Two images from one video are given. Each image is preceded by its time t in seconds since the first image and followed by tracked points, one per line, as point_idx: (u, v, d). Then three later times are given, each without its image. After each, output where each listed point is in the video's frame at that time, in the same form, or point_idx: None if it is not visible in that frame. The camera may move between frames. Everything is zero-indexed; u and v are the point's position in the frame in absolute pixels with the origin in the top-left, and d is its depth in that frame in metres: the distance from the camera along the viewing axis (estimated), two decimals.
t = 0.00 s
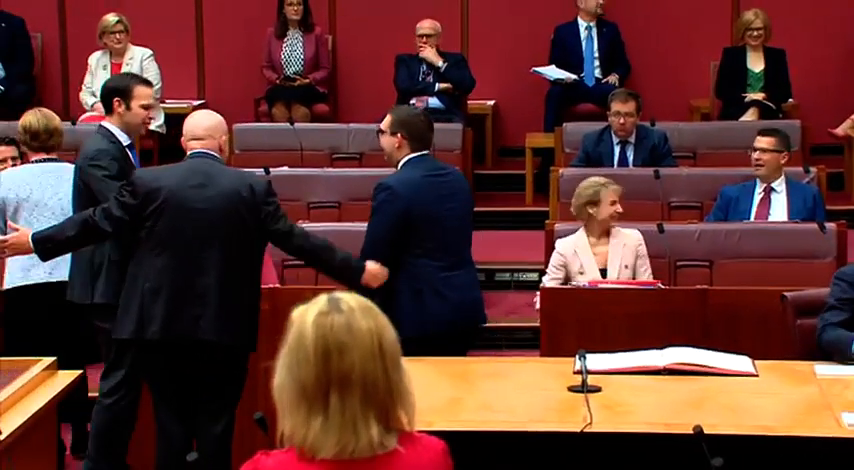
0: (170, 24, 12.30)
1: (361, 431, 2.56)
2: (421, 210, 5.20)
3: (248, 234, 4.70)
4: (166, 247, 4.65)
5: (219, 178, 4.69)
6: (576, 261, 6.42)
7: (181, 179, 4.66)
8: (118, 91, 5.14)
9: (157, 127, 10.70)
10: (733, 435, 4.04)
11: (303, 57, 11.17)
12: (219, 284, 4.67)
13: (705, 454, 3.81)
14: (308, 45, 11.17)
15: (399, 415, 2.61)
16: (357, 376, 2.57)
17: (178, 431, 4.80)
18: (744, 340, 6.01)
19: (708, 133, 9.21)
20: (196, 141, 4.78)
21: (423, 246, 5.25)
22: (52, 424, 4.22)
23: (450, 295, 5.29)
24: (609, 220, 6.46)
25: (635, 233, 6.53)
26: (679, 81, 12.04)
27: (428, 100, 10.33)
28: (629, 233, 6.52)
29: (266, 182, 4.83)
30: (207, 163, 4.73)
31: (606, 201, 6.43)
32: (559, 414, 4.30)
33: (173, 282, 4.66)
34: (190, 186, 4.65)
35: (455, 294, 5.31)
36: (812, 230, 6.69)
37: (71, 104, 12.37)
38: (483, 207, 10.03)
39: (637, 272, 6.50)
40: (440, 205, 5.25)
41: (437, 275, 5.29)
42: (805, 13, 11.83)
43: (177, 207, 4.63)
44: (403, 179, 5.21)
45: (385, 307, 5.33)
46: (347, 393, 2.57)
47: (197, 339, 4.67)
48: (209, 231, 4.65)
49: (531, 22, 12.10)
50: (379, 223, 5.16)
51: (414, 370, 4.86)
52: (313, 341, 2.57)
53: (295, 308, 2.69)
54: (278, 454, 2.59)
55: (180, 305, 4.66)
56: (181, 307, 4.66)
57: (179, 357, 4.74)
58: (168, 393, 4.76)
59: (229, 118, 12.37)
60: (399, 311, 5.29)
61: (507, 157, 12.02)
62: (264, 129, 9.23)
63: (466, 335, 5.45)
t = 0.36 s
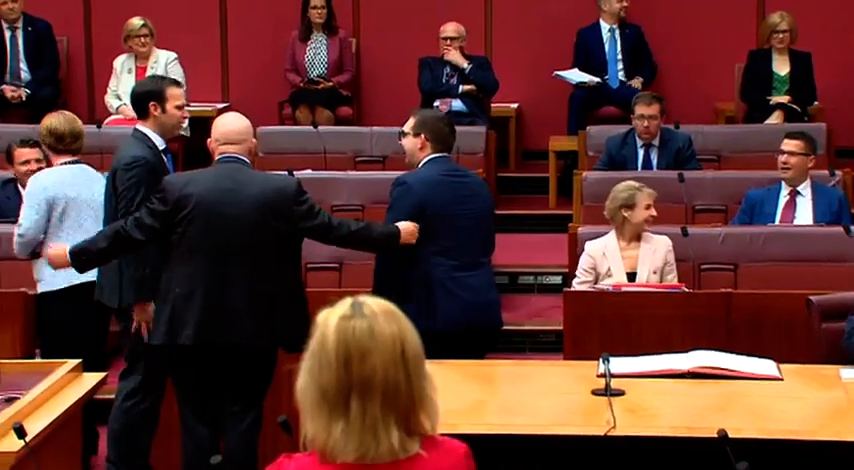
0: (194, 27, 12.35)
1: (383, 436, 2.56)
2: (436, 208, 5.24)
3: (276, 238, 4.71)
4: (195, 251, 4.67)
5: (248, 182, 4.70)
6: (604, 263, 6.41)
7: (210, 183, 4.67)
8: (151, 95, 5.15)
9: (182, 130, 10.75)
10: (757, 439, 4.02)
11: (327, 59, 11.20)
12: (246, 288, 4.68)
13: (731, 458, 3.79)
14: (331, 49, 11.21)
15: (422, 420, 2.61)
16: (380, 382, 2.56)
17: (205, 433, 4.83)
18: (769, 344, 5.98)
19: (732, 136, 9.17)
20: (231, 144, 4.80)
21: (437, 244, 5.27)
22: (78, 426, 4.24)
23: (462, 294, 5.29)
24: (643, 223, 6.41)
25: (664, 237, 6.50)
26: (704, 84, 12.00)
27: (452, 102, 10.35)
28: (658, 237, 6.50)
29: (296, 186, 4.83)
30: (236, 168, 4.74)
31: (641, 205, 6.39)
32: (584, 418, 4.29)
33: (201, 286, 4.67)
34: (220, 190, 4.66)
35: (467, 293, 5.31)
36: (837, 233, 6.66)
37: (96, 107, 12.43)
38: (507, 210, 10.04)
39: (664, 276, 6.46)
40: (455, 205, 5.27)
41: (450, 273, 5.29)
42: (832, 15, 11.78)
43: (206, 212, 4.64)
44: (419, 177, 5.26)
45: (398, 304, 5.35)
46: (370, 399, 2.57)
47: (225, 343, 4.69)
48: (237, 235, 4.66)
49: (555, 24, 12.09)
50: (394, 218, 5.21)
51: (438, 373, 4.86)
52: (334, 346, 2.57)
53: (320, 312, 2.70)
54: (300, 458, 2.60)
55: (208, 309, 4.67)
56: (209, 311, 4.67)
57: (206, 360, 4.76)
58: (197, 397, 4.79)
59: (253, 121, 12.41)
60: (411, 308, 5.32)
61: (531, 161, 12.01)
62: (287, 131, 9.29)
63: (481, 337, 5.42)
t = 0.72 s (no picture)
0: (219, 30, 12.39)
1: (406, 441, 2.57)
2: (441, 215, 5.22)
3: (301, 242, 4.72)
4: (220, 256, 4.68)
5: (274, 187, 4.72)
6: (632, 265, 6.39)
7: (235, 188, 4.69)
8: (177, 99, 5.15)
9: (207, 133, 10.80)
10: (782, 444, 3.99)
11: (351, 63, 11.22)
12: (270, 292, 4.69)
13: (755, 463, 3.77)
14: (355, 51, 11.23)
15: (444, 422, 2.62)
16: (402, 386, 2.57)
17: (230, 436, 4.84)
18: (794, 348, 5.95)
19: (757, 139, 9.14)
20: (256, 148, 4.80)
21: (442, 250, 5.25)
22: (103, 427, 4.27)
23: (468, 299, 5.27)
24: (669, 223, 6.37)
25: (691, 240, 6.49)
26: (729, 86, 11.97)
27: (476, 106, 10.35)
28: (685, 240, 6.49)
29: (322, 192, 4.84)
30: (262, 173, 4.76)
31: (667, 205, 6.35)
32: (608, 421, 4.28)
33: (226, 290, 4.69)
34: (246, 195, 4.68)
35: (473, 297, 5.28)
36: None
37: (122, 110, 12.50)
38: (532, 213, 10.03)
39: (691, 280, 6.45)
40: (459, 210, 5.25)
41: (454, 279, 5.27)
42: None
43: (232, 217, 4.66)
44: (423, 185, 5.25)
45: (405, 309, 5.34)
46: (392, 403, 2.57)
47: (249, 347, 4.70)
48: (262, 239, 4.67)
49: (579, 27, 12.08)
50: (399, 226, 5.21)
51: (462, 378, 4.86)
52: (356, 349, 2.58)
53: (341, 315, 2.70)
54: (323, 460, 2.61)
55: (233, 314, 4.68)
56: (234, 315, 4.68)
57: (230, 363, 4.78)
58: (223, 401, 4.80)
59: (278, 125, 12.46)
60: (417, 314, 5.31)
61: (555, 164, 12.00)
62: (310, 134, 9.30)
63: (486, 340, 5.40)
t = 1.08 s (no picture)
0: (244, 34, 12.44)
1: (430, 445, 2.57)
2: (439, 223, 5.09)
3: (325, 245, 4.73)
4: (245, 259, 4.70)
5: (299, 191, 4.73)
6: (659, 267, 6.38)
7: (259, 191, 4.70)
8: (202, 102, 5.12)
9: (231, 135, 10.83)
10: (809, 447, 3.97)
11: (375, 66, 11.24)
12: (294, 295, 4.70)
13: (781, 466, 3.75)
14: (380, 55, 11.24)
15: (466, 425, 2.62)
16: (426, 389, 2.57)
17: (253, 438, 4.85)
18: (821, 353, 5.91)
19: (783, 142, 9.10)
20: (283, 151, 4.84)
21: (441, 260, 5.13)
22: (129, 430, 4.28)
23: (465, 309, 5.15)
24: (698, 227, 6.36)
25: (717, 241, 6.45)
26: (755, 89, 11.92)
27: (500, 109, 10.36)
28: (712, 242, 6.45)
29: (346, 196, 4.85)
30: (288, 176, 4.77)
31: (693, 209, 6.34)
32: (632, 424, 4.27)
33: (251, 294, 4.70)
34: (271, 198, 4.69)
35: (469, 307, 5.16)
36: None
37: (147, 114, 12.55)
38: (556, 216, 10.01)
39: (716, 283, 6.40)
40: (458, 218, 5.13)
41: (451, 289, 5.15)
42: None
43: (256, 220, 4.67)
44: (422, 194, 5.10)
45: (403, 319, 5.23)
46: (415, 407, 2.57)
47: (273, 350, 4.71)
48: (287, 242, 4.68)
49: (604, 30, 12.05)
50: (397, 235, 5.06)
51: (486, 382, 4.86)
52: (378, 352, 2.58)
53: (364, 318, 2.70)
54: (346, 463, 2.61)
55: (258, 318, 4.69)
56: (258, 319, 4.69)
57: (254, 366, 4.79)
58: (247, 403, 4.82)
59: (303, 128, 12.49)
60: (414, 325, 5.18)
61: (579, 167, 11.98)
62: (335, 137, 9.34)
63: (479, 346, 5.31)
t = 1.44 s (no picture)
0: (269, 37, 12.48)
1: (454, 447, 2.57)
2: (455, 227, 5.09)
3: (347, 248, 4.74)
4: (269, 262, 4.70)
5: (322, 194, 4.74)
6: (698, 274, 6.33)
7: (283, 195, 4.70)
8: (230, 104, 5.18)
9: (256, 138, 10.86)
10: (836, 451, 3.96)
11: (400, 68, 11.25)
12: (318, 298, 4.71)
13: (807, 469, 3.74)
14: (405, 57, 11.26)
15: (490, 428, 2.61)
16: (449, 390, 2.57)
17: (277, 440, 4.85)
18: (848, 357, 5.88)
19: (809, 145, 9.05)
20: (304, 155, 4.83)
21: (457, 263, 5.14)
22: (155, 431, 4.30)
23: (483, 312, 5.15)
24: (729, 228, 6.29)
25: (745, 247, 6.44)
26: (781, 91, 11.87)
27: (524, 112, 10.34)
28: (740, 249, 6.44)
29: (368, 200, 4.86)
30: (311, 180, 4.78)
31: (724, 211, 6.27)
32: (657, 428, 4.26)
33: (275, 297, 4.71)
34: (294, 201, 4.70)
35: (486, 309, 5.16)
36: None
37: (173, 116, 12.60)
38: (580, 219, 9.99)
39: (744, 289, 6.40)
40: (473, 221, 5.13)
41: (468, 292, 5.15)
42: None
43: (280, 223, 4.68)
44: (436, 199, 5.09)
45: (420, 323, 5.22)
46: (439, 408, 2.57)
47: (297, 353, 4.72)
48: (310, 245, 4.69)
49: (628, 32, 12.03)
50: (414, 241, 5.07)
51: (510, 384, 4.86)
52: (402, 354, 2.58)
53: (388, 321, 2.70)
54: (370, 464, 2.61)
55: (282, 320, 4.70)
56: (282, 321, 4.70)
57: (278, 369, 4.79)
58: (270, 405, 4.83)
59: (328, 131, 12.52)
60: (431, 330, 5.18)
61: (603, 169, 11.96)
62: (359, 140, 9.35)
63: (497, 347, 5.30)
